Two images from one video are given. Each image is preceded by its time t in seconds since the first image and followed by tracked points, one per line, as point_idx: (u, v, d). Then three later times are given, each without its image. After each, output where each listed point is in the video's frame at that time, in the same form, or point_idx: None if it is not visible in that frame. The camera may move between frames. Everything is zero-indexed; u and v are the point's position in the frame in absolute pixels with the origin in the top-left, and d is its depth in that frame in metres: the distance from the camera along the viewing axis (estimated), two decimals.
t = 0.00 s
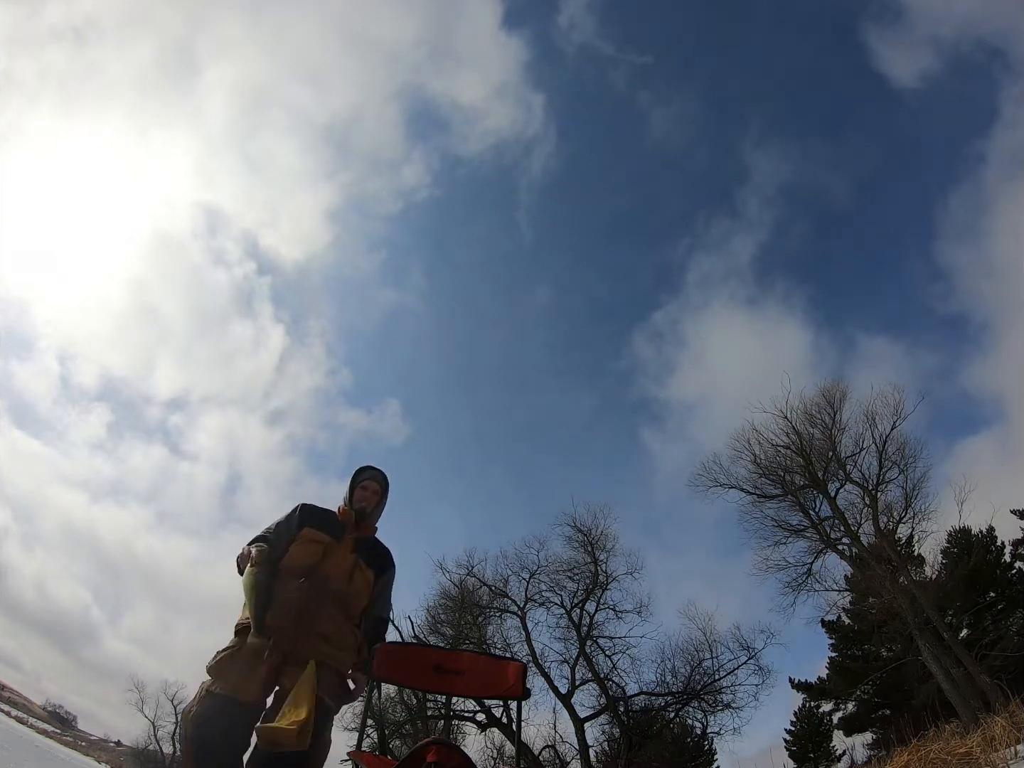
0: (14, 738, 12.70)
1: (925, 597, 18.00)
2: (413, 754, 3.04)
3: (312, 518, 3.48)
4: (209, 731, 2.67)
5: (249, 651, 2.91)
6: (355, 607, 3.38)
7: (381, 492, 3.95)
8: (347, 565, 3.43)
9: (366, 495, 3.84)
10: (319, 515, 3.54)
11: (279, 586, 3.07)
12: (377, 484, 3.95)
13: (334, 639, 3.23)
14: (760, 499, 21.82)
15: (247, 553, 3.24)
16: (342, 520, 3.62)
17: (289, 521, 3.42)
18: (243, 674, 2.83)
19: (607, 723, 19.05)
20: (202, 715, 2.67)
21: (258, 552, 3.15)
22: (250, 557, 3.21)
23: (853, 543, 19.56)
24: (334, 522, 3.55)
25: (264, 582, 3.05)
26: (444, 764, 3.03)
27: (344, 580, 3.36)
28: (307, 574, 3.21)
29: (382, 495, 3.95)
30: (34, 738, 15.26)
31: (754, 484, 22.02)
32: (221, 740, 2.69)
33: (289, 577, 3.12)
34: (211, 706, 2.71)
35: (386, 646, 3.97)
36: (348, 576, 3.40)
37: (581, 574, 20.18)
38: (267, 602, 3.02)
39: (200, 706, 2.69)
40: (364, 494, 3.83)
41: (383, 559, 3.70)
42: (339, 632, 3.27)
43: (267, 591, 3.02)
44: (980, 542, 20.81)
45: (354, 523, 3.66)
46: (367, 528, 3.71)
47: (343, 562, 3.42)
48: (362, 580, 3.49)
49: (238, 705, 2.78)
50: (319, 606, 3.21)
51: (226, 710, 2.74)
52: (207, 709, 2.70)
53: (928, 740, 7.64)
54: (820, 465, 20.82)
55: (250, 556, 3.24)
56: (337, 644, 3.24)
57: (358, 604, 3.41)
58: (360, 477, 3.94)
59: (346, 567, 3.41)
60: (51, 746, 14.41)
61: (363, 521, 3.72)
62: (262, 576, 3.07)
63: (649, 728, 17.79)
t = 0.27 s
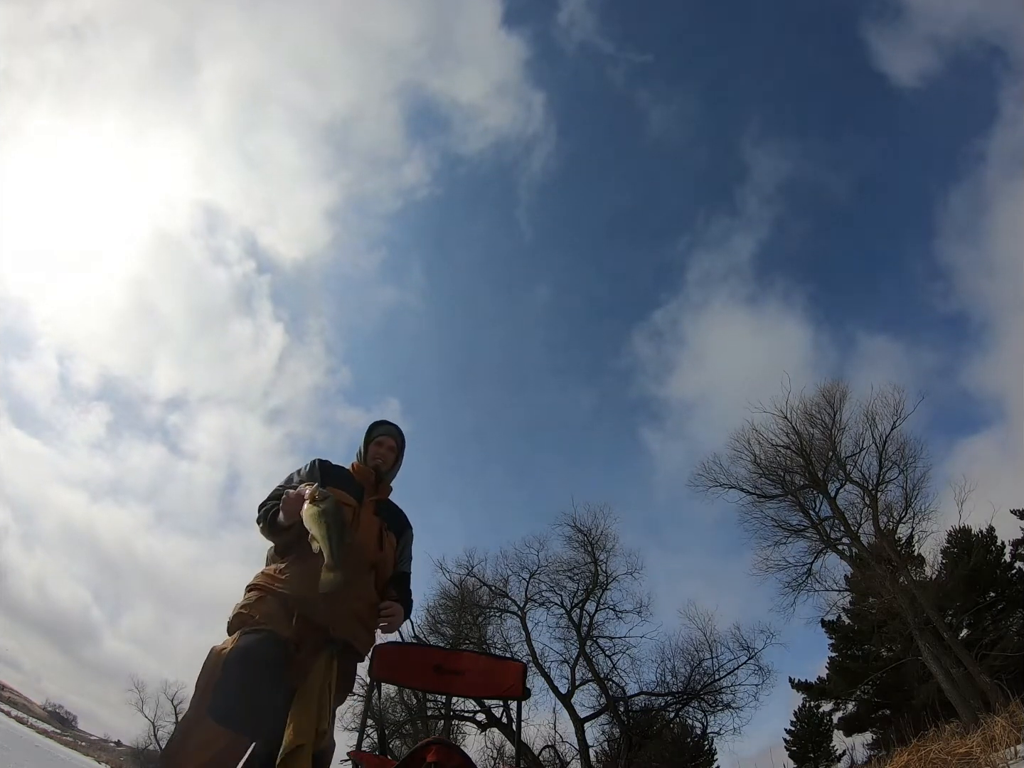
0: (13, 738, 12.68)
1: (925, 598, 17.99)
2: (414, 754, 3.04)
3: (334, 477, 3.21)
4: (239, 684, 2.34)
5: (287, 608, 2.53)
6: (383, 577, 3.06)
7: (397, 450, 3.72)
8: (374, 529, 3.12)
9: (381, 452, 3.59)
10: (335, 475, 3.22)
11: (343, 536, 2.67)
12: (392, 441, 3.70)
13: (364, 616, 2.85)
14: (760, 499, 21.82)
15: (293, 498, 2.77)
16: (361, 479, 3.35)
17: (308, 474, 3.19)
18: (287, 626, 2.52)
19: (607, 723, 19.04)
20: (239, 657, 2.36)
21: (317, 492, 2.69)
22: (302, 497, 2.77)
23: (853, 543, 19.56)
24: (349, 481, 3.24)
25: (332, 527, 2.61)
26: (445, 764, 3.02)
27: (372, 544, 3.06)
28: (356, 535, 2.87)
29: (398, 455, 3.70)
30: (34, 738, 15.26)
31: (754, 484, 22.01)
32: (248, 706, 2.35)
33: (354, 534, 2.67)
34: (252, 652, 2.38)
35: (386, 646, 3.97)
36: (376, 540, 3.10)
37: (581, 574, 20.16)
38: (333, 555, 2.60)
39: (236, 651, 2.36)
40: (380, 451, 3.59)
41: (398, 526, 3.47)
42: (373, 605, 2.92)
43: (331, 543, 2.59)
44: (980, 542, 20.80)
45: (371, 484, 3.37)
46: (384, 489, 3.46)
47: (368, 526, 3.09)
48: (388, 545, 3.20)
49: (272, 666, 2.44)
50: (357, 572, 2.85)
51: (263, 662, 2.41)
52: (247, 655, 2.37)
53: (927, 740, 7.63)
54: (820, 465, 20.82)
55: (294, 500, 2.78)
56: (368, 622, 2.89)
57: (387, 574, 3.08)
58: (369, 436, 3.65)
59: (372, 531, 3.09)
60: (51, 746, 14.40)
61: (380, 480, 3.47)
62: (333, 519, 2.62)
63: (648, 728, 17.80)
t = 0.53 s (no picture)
0: (13, 738, 12.68)
1: (925, 598, 17.98)
2: (413, 754, 3.04)
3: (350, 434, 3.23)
4: (277, 700, 2.30)
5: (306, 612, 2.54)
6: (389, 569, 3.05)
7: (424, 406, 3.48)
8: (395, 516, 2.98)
9: (398, 412, 3.35)
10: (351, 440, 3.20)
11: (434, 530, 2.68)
12: (416, 398, 3.42)
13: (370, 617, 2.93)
14: (760, 499, 21.81)
15: (349, 472, 2.36)
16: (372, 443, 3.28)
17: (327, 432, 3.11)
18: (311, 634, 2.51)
19: (607, 723, 19.05)
20: (276, 672, 2.33)
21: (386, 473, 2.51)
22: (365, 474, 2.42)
23: (853, 543, 19.56)
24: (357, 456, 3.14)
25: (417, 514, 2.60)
26: (444, 764, 3.03)
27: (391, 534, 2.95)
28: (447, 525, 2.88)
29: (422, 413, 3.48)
30: (34, 738, 15.25)
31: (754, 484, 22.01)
32: (290, 722, 2.33)
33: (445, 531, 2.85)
34: (288, 664, 2.36)
35: (386, 646, 3.98)
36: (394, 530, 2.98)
37: (581, 574, 20.17)
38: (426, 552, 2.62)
39: (274, 667, 2.32)
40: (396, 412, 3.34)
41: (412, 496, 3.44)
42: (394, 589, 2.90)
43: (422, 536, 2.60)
44: (980, 542, 20.80)
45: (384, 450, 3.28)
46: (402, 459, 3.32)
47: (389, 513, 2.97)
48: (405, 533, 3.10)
49: (306, 679, 2.42)
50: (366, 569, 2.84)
51: (296, 674, 2.37)
52: (283, 668, 2.34)
53: (928, 741, 7.63)
54: (820, 465, 20.82)
55: (344, 476, 2.36)
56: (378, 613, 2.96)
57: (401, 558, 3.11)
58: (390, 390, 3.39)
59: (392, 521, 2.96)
60: (51, 746, 14.40)
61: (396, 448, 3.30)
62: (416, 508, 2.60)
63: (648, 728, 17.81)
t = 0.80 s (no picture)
0: (13, 737, 12.68)
1: (925, 597, 17.99)
2: (414, 755, 3.04)
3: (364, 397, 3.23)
4: (283, 678, 2.31)
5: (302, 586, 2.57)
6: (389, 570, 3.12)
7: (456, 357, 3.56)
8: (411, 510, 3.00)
9: (429, 375, 3.35)
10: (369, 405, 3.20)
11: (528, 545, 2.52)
12: (448, 357, 3.44)
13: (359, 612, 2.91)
14: (759, 499, 21.83)
15: (416, 456, 2.25)
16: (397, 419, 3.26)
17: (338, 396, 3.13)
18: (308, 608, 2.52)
19: (607, 722, 19.03)
20: (278, 647, 2.33)
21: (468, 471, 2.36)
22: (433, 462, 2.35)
23: (853, 542, 19.57)
24: (371, 430, 3.15)
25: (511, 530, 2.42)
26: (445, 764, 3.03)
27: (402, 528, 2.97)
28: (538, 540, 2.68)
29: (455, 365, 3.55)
30: (34, 738, 15.24)
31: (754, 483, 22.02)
32: (292, 706, 2.30)
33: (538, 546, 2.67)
34: (290, 639, 2.37)
35: (386, 646, 3.98)
36: (410, 521, 2.99)
37: (581, 574, 20.17)
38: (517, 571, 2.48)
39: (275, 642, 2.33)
40: (427, 374, 3.35)
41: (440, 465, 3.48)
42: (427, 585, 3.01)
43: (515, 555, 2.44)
44: (980, 542, 20.80)
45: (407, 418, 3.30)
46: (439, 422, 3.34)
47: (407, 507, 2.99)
48: (420, 526, 3.08)
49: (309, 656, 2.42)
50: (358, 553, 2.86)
51: (299, 649, 2.37)
52: (285, 641, 2.35)
53: (927, 741, 7.63)
54: (820, 465, 20.83)
55: (407, 460, 2.25)
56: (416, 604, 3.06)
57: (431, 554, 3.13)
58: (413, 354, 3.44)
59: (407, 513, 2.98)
60: (51, 745, 14.39)
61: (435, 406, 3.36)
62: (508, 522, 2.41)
63: (648, 728, 17.80)
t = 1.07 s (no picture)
0: (13, 737, 12.68)
1: (925, 597, 17.99)
2: (414, 755, 3.04)
3: (369, 378, 3.28)
4: (267, 670, 2.34)
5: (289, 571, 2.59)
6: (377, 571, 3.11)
7: (477, 342, 3.60)
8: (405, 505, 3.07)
9: (445, 366, 3.41)
10: (373, 386, 3.24)
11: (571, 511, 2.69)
12: (464, 345, 3.49)
13: (350, 606, 2.88)
14: (760, 499, 21.83)
15: (425, 445, 2.23)
16: (405, 411, 3.33)
17: (340, 376, 3.19)
18: (297, 594, 2.55)
19: (607, 723, 19.03)
20: (262, 636, 2.37)
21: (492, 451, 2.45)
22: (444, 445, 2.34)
23: (853, 543, 19.57)
24: (379, 412, 3.22)
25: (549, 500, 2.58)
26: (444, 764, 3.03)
27: (390, 522, 3.01)
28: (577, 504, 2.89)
29: (475, 352, 3.60)
30: (34, 739, 15.24)
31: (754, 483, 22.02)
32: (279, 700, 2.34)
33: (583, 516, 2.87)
34: (274, 627, 2.39)
35: (386, 646, 3.98)
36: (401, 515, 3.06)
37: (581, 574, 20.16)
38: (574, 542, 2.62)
39: (258, 630, 2.36)
40: (444, 364, 3.42)
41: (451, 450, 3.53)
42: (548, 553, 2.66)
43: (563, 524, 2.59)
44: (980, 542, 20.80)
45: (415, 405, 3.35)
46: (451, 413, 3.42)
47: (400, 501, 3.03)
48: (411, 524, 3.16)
49: (296, 647, 2.44)
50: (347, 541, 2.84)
51: (288, 638, 2.41)
52: (269, 630, 2.38)
53: (927, 741, 7.63)
54: (820, 465, 20.84)
55: (417, 445, 2.24)
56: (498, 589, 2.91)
57: (451, 543, 3.17)
58: (430, 336, 3.50)
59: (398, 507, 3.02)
60: (51, 745, 14.39)
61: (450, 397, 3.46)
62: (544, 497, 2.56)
63: (649, 728, 17.81)
